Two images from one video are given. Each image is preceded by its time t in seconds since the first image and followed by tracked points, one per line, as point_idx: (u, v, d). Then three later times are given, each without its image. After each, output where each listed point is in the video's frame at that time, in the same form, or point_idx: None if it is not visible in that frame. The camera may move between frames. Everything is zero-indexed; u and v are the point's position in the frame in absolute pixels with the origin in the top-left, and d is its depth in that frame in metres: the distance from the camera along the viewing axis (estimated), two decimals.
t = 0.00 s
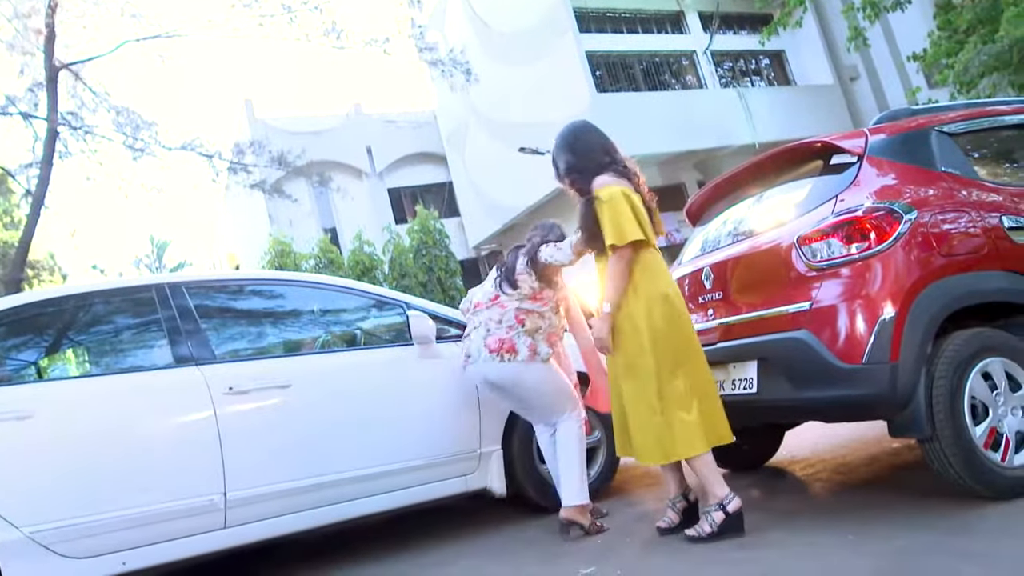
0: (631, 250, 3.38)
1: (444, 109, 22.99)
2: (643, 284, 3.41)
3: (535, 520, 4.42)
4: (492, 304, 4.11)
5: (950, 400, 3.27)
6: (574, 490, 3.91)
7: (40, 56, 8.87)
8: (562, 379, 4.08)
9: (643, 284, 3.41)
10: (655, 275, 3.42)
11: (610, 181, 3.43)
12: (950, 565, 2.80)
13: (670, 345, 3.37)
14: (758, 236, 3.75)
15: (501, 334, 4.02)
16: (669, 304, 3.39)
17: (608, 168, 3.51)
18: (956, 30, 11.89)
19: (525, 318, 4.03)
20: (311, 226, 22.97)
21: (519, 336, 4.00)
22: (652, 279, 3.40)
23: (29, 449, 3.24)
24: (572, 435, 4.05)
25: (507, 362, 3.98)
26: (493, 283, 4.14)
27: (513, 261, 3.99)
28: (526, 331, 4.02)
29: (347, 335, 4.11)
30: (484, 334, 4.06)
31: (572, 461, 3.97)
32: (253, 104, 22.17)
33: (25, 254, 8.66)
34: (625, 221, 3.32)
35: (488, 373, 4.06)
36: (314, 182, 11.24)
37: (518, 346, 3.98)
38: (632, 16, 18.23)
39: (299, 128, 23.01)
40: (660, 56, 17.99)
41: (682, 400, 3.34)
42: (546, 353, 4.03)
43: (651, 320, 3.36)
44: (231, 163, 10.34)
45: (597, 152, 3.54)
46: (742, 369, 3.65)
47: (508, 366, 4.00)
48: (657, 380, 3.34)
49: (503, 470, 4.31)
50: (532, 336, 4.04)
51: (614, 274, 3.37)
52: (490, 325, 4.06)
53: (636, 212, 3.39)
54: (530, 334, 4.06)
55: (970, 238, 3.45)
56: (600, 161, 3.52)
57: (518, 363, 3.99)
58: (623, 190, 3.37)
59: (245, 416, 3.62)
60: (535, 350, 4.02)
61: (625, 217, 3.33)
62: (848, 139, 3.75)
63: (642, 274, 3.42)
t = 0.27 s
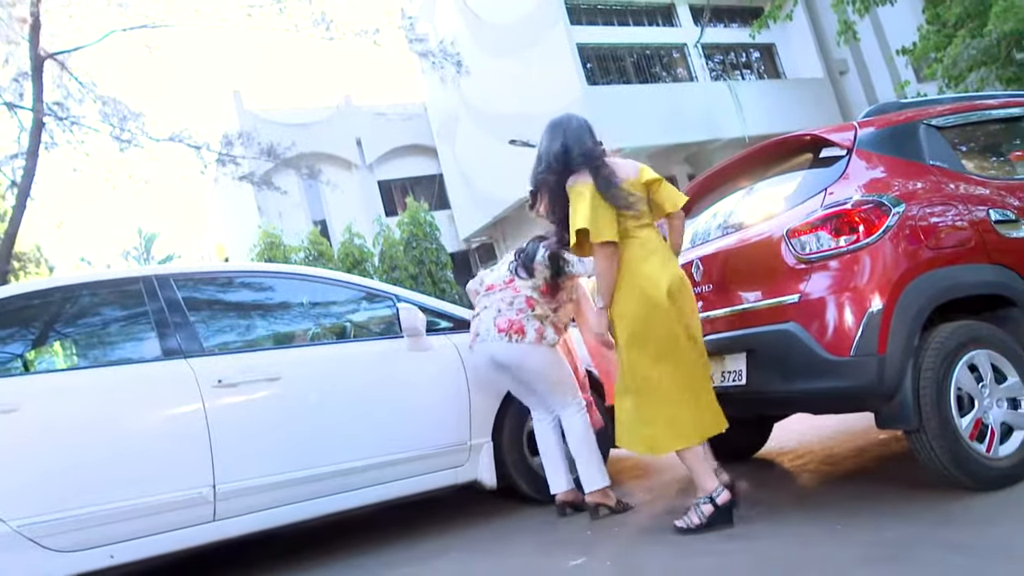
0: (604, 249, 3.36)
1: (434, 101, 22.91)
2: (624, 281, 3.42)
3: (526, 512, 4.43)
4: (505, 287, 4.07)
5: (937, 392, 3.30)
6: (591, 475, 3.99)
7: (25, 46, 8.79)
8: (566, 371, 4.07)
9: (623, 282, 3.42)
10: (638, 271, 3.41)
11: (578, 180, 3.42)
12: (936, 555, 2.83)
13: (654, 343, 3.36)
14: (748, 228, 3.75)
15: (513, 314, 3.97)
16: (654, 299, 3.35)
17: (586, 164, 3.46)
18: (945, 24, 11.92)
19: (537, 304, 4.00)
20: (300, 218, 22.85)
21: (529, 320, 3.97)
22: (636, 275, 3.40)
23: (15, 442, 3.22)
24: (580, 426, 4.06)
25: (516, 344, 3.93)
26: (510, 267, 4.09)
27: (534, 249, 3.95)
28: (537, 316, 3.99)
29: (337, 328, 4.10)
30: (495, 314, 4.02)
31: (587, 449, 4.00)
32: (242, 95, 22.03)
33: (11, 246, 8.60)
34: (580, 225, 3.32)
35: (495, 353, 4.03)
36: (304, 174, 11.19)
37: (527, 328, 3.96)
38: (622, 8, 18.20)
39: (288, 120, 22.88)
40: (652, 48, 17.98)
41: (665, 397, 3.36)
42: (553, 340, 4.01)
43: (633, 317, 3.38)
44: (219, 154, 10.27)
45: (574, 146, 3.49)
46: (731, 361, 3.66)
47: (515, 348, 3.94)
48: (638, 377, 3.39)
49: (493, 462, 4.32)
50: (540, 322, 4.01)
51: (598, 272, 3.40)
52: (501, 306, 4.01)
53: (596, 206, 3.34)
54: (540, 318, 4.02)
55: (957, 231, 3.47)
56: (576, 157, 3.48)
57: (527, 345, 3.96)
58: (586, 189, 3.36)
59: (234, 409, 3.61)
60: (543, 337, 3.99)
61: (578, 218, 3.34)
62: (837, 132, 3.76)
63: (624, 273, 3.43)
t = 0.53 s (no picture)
0: (594, 235, 3.45)
1: (426, 95, 22.86)
2: (614, 268, 3.46)
3: (517, 505, 4.44)
4: (508, 274, 4.13)
5: (925, 385, 3.32)
6: (583, 470, 4.02)
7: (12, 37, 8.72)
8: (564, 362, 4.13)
9: (613, 269, 3.47)
10: (628, 259, 3.43)
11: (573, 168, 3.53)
12: (924, 547, 2.85)
13: (638, 330, 3.38)
14: (739, 223, 3.77)
15: (514, 300, 4.03)
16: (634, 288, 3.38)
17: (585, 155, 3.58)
18: (934, 19, 11.96)
19: (538, 291, 4.06)
20: (291, 211, 22.76)
21: (530, 306, 4.03)
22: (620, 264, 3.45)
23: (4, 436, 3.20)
24: (574, 421, 4.07)
25: (514, 328, 4.00)
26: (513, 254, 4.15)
27: (537, 236, 4.04)
28: (537, 303, 4.05)
29: (328, 321, 4.10)
30: (496, 299, 4.08)
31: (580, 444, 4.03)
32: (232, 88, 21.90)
33: None
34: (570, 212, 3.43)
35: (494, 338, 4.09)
36: (295, 167, 11.15)
37: (527, 314, 4.01)
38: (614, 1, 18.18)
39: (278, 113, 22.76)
40: (643, 42, 17.97)
41: (648, 384, 3.38)
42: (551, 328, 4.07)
43: (618, 304, 3.42)
44: (209, 147, 10.22)
45: (574, 140, 3.62)
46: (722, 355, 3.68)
47: (515, 332, 4.02)
48: (623, 363, 3.43)
49: (485, 456, 4.32)
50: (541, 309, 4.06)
51: (590, 259, 3.47)
52: (502, 292, 4.07)
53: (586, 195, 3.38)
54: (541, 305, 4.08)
55: (946, 225, 3.49)
56: (577, 150, 3.62)
57: (526, 331, 4.02)
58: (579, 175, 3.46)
59: (225, 403, 3.60)
60: (542, 324, 4.05)
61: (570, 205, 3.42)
62: (828, 126, 3.77)
63: (615, 260, 3.47)
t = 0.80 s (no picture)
0: (597, 235, 3.45)
1: (424, 96, 22.87)
2: (617, 268, 3.46)
3: (516, 507, 4.44)
4: (505, 273, 4.14)
5: (923, 386, 3.32)
6: (582, 473, 4.02)
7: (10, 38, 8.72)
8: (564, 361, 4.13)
9: (616, 269, 3.46)
10: (631, 258, 3.44)
11: (580, 166, 3.53)
12: (923, 547, 2.85)
13: (641, 329, 3.38)
14: (737, 223, 3.77)
15: (513, 300, 4.04)
16: (637, 287, 3.38)
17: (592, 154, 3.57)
18: (932, 20, 11.98)
19: (537, 290, 4.07)
20: (290, 213, 22.75)
21: (529, 306, 4.04)
22: (624, 263, 3.44)
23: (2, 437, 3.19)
24: (573, 423, 4.06)
25: (514, 329, 4.01)
26: (510, 253, 4.17)
27: (532, 232, 4.07)
28: (536, 302, 4.06)
29: (327, 322, 4.09)
30: (495, 300, 4.10)
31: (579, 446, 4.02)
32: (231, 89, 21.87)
33: None
34: (577, 210, 3.42)
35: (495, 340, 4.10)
36: (293, 168, 11.15)
37: (526, 315, 4.02)
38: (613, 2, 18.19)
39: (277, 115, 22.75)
40: (642, 43, 17.98)
41: (652, 383, 3.37)
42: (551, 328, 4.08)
43: (620, 304, 3.42)
44: (207, 148, 10.20)
45: (580, 139, 3.61)
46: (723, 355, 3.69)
47: (514, 333, 4.02)
48: (626, 362, 3.43)
49: (483, 457, 4.32)
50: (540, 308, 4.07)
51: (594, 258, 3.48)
52: (501, 292, 4.09)
53: (599, 192, 3.39)
54: (540, 304, 4.08)
55: (944, 226, 3.49)
56: (583, 148, 3.61)
57: (526, 332, 4.02)
58: (586, 173, 3.46)
59: (223, 404, 3.60)
60: (542, 324, 4.05)
61: (580, 203, 3.41)
62: (826, 127, 3.78)
63: (618, 259, 3.47)
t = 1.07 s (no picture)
0: (602, 239, 3.46)
1: (428, 101, 22.90)
2: (622, 273, 3.47)
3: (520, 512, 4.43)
4: (488, 287, 4.14)
5: (928, 391, 3.31)
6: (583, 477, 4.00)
7: (16, 44, 8.76)
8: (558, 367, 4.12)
9: (621, 273, 3.47)
10: (635, 262, 3.44)
11: (586, 170, 3.53)
12: (928, 553, 2.84)
13: (647, 334, 3.38)
14: (741, 229, 3.77)
15: (499, 314, 4.05)
16: (643, 292, 3.38)
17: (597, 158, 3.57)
18: (936, 25, 11.96)
19: (522, 299, 4.05)
20: (294, 218, 22.77)
21: (516, 317, 4.03)
22: (630, 267, 3.45)
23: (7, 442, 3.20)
24: (574, 427, 4.05)
25: (505, 344, 4.03)
26: (490, 265, 4.16)
27: (505, 237, 4.04)
28: (523, 312, 4.04)
29: (330, 327, 4.10)
30: (482, 316, 4.10)
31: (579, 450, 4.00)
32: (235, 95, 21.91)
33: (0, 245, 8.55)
34: (582, 216, 3.43)
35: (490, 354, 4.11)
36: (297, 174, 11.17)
37: (513, 326, 4.03)
38: (616, 8, 18.21)
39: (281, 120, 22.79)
40: (645, 48, 17.99)
41: (658, 388, 3.37)
42: (541, 336, 4.07)
43: (625, 309, 3.43)
44: (212, 153, 10.22)
45: (586, 143, 3.61)
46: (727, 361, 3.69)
47: (506, 347, 4.04)
48: (632, 367, 3.43)
49: (486, 463, 4.32)
50: (527, 317, 4.05)
51: (599, 263, 3.49)
52: (486, 308, 4.09)
53: (606, 197, 3.40)
54: (527, 314, 4.07)
55: (948, 231, 3.49)
56: (588, 153, 3.61)
57: (516, 344, 4.03)
58: (590, 178, 3.46)
59: (227, 410, 3.60)
60: (531, 333, 4.05)
61: (586, 208, 3.41)
62: (829, 132, 3.77)
63: (623, 264, 3.48)
